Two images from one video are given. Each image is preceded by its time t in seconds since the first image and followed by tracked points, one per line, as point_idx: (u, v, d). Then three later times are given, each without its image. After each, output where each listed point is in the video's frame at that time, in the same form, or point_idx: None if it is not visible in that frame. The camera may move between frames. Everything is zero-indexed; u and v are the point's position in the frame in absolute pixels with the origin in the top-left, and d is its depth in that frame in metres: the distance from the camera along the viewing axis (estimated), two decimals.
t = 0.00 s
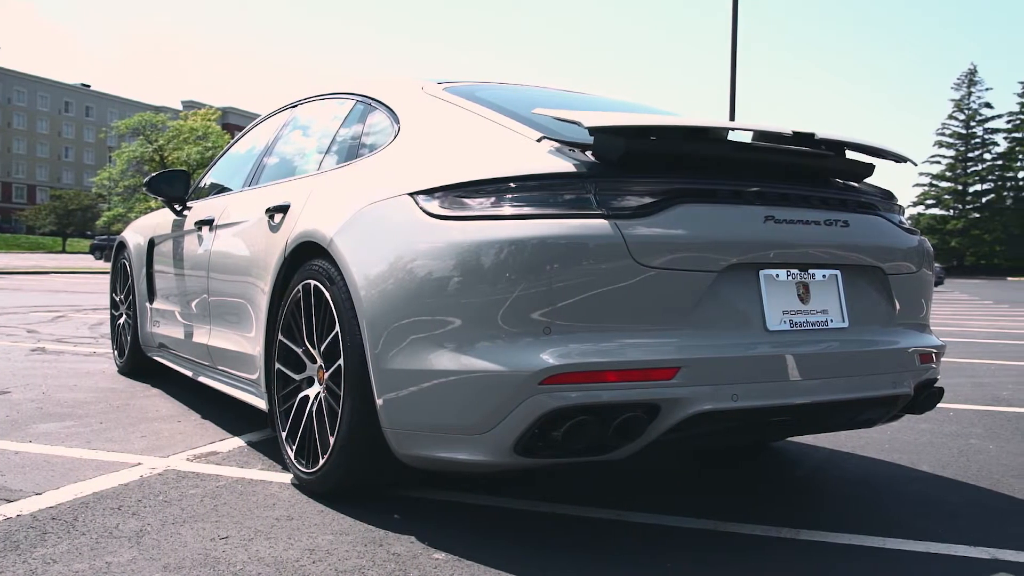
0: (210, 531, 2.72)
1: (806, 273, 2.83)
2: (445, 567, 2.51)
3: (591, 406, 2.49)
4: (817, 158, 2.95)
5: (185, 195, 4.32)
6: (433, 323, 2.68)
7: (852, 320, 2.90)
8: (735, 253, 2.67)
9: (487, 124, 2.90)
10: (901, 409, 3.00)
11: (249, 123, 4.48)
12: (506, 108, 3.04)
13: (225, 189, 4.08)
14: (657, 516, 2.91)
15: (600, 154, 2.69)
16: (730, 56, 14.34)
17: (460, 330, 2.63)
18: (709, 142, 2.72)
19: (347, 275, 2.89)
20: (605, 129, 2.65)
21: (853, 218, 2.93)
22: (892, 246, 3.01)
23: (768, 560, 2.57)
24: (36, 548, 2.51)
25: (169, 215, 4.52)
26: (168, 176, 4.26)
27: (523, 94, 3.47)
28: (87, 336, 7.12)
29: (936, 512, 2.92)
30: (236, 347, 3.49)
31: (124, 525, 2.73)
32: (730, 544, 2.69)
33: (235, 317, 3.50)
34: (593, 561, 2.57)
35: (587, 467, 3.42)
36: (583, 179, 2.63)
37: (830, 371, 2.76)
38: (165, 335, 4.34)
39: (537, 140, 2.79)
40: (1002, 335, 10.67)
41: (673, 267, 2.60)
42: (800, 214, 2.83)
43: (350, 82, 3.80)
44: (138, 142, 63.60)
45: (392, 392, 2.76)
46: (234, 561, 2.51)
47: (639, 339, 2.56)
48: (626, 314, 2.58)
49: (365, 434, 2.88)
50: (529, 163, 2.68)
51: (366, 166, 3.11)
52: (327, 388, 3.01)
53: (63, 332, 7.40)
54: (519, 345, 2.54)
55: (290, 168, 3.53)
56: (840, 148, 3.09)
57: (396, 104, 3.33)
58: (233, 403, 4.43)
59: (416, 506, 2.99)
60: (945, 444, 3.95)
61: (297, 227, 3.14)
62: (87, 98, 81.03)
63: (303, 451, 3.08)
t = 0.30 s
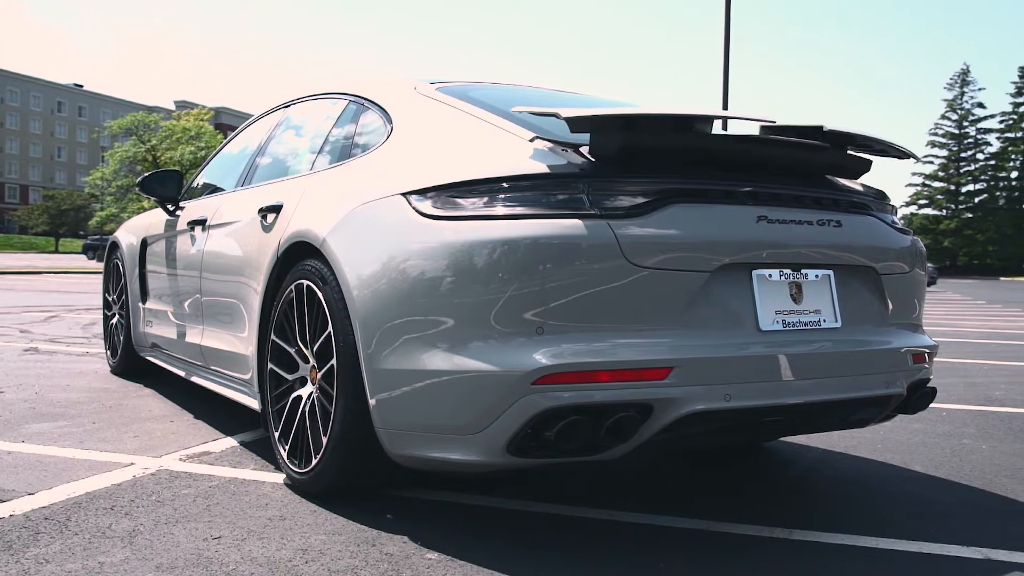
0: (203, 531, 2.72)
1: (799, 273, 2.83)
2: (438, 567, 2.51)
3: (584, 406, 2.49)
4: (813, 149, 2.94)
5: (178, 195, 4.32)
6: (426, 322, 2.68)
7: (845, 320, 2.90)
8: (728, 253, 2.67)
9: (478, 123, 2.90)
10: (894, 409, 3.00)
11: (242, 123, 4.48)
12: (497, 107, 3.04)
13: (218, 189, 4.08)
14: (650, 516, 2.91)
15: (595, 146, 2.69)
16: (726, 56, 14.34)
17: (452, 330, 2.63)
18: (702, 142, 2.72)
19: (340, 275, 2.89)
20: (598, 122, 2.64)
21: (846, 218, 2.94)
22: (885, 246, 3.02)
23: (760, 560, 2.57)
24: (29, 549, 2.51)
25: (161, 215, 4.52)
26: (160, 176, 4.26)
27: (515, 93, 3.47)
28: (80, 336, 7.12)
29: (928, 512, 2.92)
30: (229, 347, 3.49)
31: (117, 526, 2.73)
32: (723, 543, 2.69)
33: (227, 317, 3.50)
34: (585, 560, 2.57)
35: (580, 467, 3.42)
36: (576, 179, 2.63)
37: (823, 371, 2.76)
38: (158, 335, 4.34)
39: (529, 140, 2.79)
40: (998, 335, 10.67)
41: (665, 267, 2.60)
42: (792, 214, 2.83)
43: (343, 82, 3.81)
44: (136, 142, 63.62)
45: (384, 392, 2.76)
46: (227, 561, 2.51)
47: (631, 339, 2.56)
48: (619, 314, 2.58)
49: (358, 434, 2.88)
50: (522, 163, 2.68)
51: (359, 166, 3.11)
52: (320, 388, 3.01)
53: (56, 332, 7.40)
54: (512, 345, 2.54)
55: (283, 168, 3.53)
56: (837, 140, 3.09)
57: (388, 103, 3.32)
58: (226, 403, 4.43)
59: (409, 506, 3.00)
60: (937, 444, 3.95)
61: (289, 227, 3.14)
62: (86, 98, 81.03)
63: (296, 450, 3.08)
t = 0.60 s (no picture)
0: (195, 531, 2.72)
1: (792, 273, 2.83)
2: (431, 567, 2.51)
3: (577, 406, 2.49)
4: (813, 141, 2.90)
5: (171, 195, 4.32)
6: (419, 322, 2.68)
7: (838, 320, 2.90)
8: (721, 253, 2.67)
9: (469, 123, 2.90)
10: (887, 410, 3.00)
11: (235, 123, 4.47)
12: (489, 107, 3.04)
13: (211, 188, 4.08)
14: (643, 516, 2.91)
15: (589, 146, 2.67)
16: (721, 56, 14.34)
17: (445, 330, 2.63)
18: (695, 142, 2.72)
19: (333, 275, 2.89)
20: (590, 122, 2.63)
21: (839, 218, 2.94)
22: (878, 246, 3.02)
23: (752, 560, 2.56)
24: (22, 549, 2.51)
25: (154, 215, 4.52)
26: (153, 176, 4.26)
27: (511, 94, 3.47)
28: (73, 336, 7.11)
29: (921, 511, 2.92)
30: (222, 347, 3.49)
31: (110, 525, 2.73)
32: (715, 543, 2.69)
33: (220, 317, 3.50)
34: (577, 560, 2.57)
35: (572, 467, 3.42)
36: (568, 179, 2.62)
37: (817, 372, 2.76)
38: (151, 335, 4.34)
39: (521, 140, 2.78)
40: (993, 335, 10.68)
41: (658, 267, 2.60)
42: (785, 214, 2.82)
43: (337, 82, 3.80)
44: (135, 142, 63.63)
45: (377, 393, 2.76)
46: (219, 561, 2.51)
47: (624, 339, 2.56)
48: (612, 313, 2.58)
49: (351, 434, 2.88)
50: (515, 163, 2.67)
51: (351, 166, 3.11)
52: (313, 388, 3.01)
53: (48, 332, 7.40)
54: (504, 345, 2.54)
55: (276, 168, 3.53)
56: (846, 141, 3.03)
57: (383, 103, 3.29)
58: (220, 403, 4.43)
59: (401, 506, 3.00)
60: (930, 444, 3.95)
61: (282, 227, 3.14)
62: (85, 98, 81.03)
63: (289, 450, 3.08)
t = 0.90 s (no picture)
0: (188, 531, 2.72)
1: (784, 273, 2.83)
2: (424, 567, 2.51)
3: (569, 406, 2.49)
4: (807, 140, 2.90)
5: (164, 196, 4.32)
6: (412, 322, 2.67)
7: (830, 321, 2.91)
8: (713, 253, 2.67)
9: (461, 123, 2.90)
10: (879, 410, 3.00)
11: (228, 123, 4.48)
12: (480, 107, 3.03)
13: (204, 188, 4.08)
14: (636, 516, 2.91)
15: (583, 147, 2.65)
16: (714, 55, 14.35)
17: (438, 330, 2.63)
18: (688, 142, 2.72)
19: (326, 275, 2.89)
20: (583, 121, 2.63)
21: (832, 218, 2.94)
22: (871, 246, 3.02)
23: (744, 560, 2.56)
24: (14, 549, 2.51)
25: (147, 215, 4.52)
26: (146, 176, 4.26)
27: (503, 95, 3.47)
28: (65, 336, 7.12)
29: (914, 512, 2.92)
30: (214, 347, 3.49)
31: (103, 525, 2.73)
32: (708, 543, 2.69)
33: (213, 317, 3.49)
34: (569, 560, 2.57)
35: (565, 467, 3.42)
36: (561, 179, 2.62)
37: (809, 371, 2.76)
38: (144, 335, 4.34)
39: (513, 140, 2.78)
40: (971, 335, 10.69)
41: (650, 267, 2.60)
42: (778, 215, 2.83)
43: (330, 82, 3.80)
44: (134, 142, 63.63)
45: (370, 393, 2.76)
46: (212, 561, 2.51)
47: (617, 339, 2.56)
48: (605, 313, 2.57)
49: (344, 434, 2.88)
50: (507, 163, 2.67)
51: (344, 166, 3.11)
52: (306, 388, 3.01)
53: (41, 332, 7.40)
54: (497, 345, 2.54)
55: (268, 168, 3.53)
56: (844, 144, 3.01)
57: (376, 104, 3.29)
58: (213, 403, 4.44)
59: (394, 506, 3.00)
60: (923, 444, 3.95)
61: (275, 227, 3.14)
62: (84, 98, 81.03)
63: (281, 451, 3.08)
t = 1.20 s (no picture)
0: (181, 531, 2.72)
1: (777, 273, 2.83)
2: (416, 567, 2.51)
3: (562, 405, 2.49)
4: (801, 140, 2.90)
5: (156, 195, 4.32)
6: (404, 322, 2.67)
7: (823, 321, 2.91)
8: (705, 253, 2.67)
9: (453, 123, 2.90)
10: (872, 410, 3.00)
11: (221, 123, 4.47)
12: (472, 107, 3.03)
13: (197, 188, 4.08)
14: (629, 516, 2.91)
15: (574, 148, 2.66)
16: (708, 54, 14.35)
17: (431, 331, 2.63)
18: (680, 142, 2.72)
19: (319, 275, 2.89)
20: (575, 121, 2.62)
21: (825, 218, 2.94)
22: (863, 246, 3.03)
23: (736, 560, 2.56)
24: (7, 549, 2.51)
25: (140, 215, 4.52)
26: (139, 176, 4.26)
27: (495, 95, 3.47)
28: (58, 336, 7.11)
29: (908, 512, 2.92)
30: (207, 347, 3.49)
31: (96, 525, 2.73)
32: (700, 543, 2.69)
33: (206, 317, 3.49)
34: (561, 560, 2.57)
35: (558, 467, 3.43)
36: (554, 180, 2.62)
37: (802, 371, 2.76)
38: (137, 335, 4.34)
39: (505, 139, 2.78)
40: (966, 335, 10.69)
41: (641, 267, 2.60)
42: (770, 215, 2.82)
43: (324, 82, 3.80)
44: (132, 142, 63.63)
45: (363, 393, 2.76)
46: (205, 561, 2.51)
47: (609, 339, 2.57)
48: (597, 313, 2.57)
49: (336, 434, 2.88)
50: (500, 163, 2.67)
51: (337, 166, 3.11)
52: (299, 388, 3.01)
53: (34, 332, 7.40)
54: (489, 345, 2.54)
55: (261, 168, 3.53)
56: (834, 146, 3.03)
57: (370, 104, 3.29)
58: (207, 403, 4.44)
59: (387, 506, 3.00)
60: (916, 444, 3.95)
61: (268, 227, 3.14)
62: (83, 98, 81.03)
63: (274, 451, 3.08)
